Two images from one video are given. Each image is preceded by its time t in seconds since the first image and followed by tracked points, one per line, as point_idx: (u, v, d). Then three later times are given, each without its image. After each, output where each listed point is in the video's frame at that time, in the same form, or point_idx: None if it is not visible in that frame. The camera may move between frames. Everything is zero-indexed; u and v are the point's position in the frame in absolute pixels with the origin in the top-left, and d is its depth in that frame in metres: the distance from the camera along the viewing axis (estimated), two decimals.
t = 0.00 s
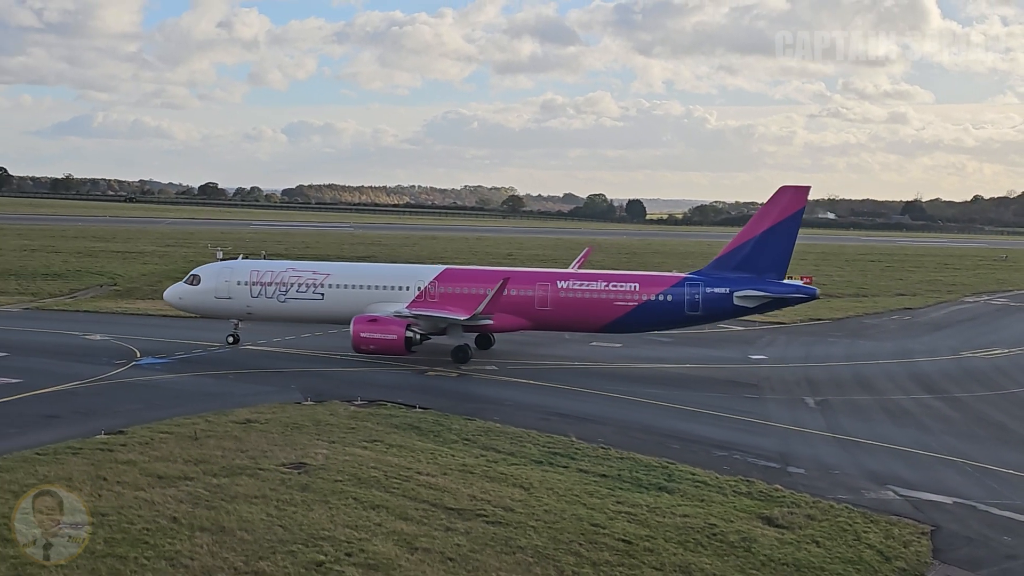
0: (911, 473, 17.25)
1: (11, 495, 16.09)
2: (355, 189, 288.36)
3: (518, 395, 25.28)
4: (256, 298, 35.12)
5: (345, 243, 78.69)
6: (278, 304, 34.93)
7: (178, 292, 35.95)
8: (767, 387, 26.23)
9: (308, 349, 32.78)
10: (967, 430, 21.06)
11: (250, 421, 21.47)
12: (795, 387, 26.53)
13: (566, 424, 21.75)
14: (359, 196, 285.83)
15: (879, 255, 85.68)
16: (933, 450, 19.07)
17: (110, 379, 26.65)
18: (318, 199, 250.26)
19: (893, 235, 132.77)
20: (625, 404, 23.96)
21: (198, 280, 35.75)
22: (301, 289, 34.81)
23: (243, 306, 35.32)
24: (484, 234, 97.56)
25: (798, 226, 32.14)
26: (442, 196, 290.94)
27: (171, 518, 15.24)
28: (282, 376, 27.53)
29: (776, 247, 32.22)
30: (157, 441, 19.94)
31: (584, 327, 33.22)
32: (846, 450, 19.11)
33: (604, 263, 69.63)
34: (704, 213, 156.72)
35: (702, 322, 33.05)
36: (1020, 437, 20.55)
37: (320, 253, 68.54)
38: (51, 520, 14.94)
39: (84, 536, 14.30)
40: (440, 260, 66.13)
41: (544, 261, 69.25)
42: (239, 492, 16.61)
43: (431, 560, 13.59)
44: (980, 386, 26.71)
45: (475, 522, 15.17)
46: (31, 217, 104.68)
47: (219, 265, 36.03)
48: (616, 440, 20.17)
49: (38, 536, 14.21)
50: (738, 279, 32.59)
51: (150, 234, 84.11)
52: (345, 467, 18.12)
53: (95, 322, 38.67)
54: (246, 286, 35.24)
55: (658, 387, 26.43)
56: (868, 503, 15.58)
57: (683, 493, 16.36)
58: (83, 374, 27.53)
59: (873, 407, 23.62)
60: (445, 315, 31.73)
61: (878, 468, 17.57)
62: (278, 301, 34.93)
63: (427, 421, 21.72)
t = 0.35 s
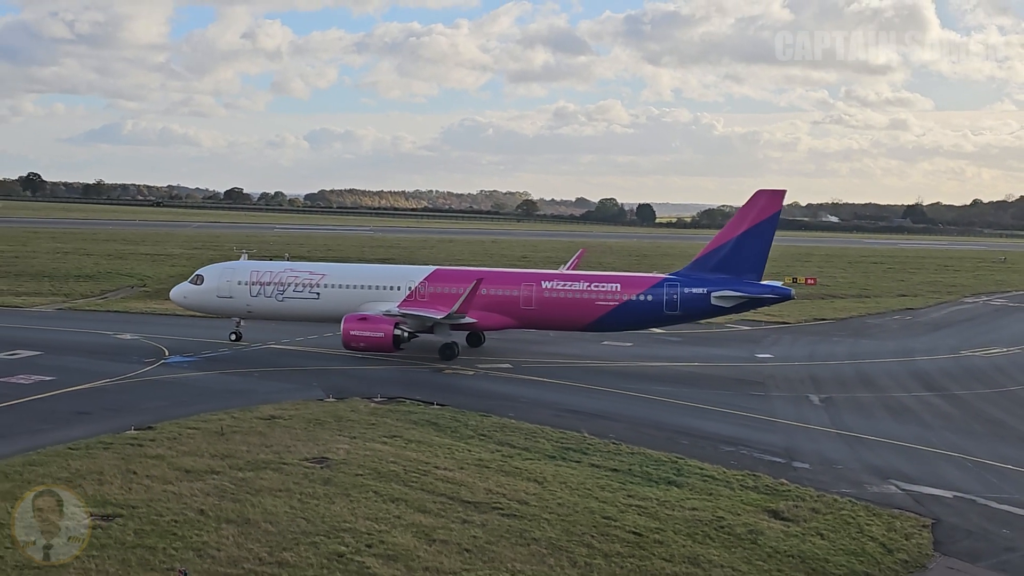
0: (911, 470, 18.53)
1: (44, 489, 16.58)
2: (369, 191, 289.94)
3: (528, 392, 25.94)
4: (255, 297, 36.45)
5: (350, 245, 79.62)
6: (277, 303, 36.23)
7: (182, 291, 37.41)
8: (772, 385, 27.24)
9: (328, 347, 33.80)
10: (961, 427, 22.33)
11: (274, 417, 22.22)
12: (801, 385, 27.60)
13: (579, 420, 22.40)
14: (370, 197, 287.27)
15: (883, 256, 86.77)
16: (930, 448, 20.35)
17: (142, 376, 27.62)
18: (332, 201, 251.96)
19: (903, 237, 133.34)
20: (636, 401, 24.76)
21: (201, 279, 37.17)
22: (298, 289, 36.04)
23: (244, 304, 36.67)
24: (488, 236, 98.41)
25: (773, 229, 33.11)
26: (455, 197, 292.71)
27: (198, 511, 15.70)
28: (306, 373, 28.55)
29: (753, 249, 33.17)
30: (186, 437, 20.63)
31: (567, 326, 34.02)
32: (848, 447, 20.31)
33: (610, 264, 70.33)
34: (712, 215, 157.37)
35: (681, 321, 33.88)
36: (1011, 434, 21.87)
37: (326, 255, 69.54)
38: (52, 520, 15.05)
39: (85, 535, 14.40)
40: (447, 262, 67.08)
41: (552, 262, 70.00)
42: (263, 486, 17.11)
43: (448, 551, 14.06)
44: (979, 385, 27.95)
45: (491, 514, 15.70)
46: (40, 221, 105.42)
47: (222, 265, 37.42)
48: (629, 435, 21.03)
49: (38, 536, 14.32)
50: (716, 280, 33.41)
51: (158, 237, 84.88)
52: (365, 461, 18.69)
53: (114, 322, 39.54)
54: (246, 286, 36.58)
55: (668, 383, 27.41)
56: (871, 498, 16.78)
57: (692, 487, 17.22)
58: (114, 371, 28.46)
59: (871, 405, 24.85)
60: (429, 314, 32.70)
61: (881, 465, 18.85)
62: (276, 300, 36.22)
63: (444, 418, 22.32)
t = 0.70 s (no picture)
0: (918, 465, 18.84)
1: (71, 481, 16.88)
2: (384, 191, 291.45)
3: (543, 387, 26.47)
4: (254, 294, 37.52)
5: (364, 245, 80.33)
6: (274, 299, 37.24)
7: (185, 289, 38.62)
8: (782, 382, 27.55)
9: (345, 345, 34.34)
10: (969, 423, 22.58)
11: (294, 412, 22.72)
12: (811, 381, 27.87)
13: (593, 416, 22.80)
14: (386, 197, 288.78)
15: (896, 256, 86.66)
16: (938, 443, 20.63)
17: (166, 372, 28.20)
18: (347, 201, 253.37)
19: (918, 237, 132.88)
20: (649, 396, 25.17)
21: (202, 277, 38.35)
22: (294, 286, 37.06)
23: (243, 301, 37.76)
24: (500, 236, 98.94)
25: (755, 228, 33.51)
26: (470, 197, 293.65)
27: (221, 503, 15.96)
28: (325, 369, 29.07)
29: (735, 247, 33.55)
30: (208, 431, 21.06)
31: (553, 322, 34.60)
32: (856, 443, 20.61)
33: (624, 264, 70.62)
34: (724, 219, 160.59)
35: (665, 318, 34.31)
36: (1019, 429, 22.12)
37: (340, 255, 70.22)
38: (52, 518, 14.89)
39: (85, 535, 14.23)
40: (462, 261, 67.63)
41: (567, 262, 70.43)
42: (284, 479, 17.41)
43: (465, 543, 14.41)
44: (989, 381, 28.16)
45: (507, 508, 16.05)
46: (59, 221, 106.63)
47: (223, 263, 38.57)
48: (641, 431, 21.43)
49: (38, 535, 14.15)
50: (698, 278, 33.81)
51: (175, 237, 85.79)
52: (384, 456, 19.05)
53: (135, 319, 40.24)
54: (245, 283, 37.67)
55: (680, 379, 27.76)
56: (880, 493, 17.12)
57: (704, 481, 17.61)
58: (138, 367, 29.04)
59: (881, 401, 25.10)
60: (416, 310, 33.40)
61: (890, 460, 19.26)
62: (274, 297, 37.25)
63: (461, 413, 22.74)
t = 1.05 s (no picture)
0: (936, 463, 18.85)
1: (96, 476, 17.19)
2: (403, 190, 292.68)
3: (562, 384, 26.64)
4: (253, 290, 38.25)
5: (384, 243, 80.88)
6: (272, 296, 37.95)
7: (187, 285, 39.43)
8: (800, 379, 27.53)
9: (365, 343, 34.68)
10: (988, 422, 22.49)
11: (315, 409, 23.04)
12: (829, 379, 27.82)
13: (611, 413, 22.95)
14: (405, 196, 289.85)
15: (917, 255, 85.98)
16: (956, 441, 20.59)
17: (189, 369, 28.61)
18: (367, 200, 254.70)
19: (938, 237, 131.71)
20: (666, 394, 25.27)
21: (203, 274, 39.14)
22: (292, 283, 37.77)
23: (243, 297, 38.49)
24: (518, 234, 99.22)
25: (744, 226, 33.76)
26: (488, 196, 294.16)
27: (243, 499, 16.21)
28: (345, 366, 29.38)
29: (724, 245, 33.80)
30: (231, 427, 21.36)
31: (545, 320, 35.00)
32: (874, 441, 20.61)
33: (643, 263, 70.67)
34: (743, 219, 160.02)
35: (654, 315, 34.62)
36: None
37: (359, 252, 70.65)
38: (53, 519, 14.90)
39: (85, 536, 14.23)
40: (481, 259, 67.96)
41: (587, 260, 70.62)
42: (306, 475, 17.64)
43: (485, 540, 14.61)
44: (1009, 380, 27.96)
45: (526, 505, 16.25)
46: (84, 220, 108.05)
47: (224, 261, 39.34)
48: (659, 428, 21.56)
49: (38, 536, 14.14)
50: (687, 275, 34.10)
51: (196, 235, 86.71)
52: (405, 452, 19.27)
53: (159, 317, 40.86)
54: (245, 280, 38.39)
55: (698, 377, 27.82)
56: (897, 491, 17.17)
57: (722, 479, 17.74)
58: (163, 364, 29.47)
59: (899, 399, 25.03)
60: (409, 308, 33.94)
61: (908, 458, 19.26)
62: (272, 293, 37.95)
63: (480, 410, 22.97)
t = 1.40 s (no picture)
0: (966, 464, 18.55)
1: (117, 475, 17.35)
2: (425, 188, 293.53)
3: (585, 384, 26.53)
4: (251, 287, 38.76)
5: (407, 241, 81.22)
6: (270, 293, 38.46)
7: (187, 282, 39.99)
8: (826, 379, 27.22)
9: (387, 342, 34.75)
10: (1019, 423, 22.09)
11: (338, 409, 23.12)
12: (856, 379, 27.48)
13: (635, 413, 22.82)
14: (428, 194, 290.66)
15: (946, 252, 84.88)
16: (986, 443, 20.25)
17: (212, 368, 28.84)
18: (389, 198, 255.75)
19: (967, 234, 129.88)
20: (690, 394, 25.07)
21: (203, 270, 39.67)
22: (290, 280, 38.23)
23: (242, 294, 39.02)
24: (541, 232, 99.23)
25: (740, 223, 34.06)
26: (510, 193, 294.19)
27: (264, 499, 16.29)
28: (368, 366, 29.45)
29: (720, 242, 34.14)
30: (252, 426, 21.47)
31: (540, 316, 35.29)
32: (902, 442, 20.32)
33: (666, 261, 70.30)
34: (767, 217, 159.05)
35: (650, 312, 34.88)
36: None
37: (382, 250, 70.95)
38: (53, 519, 14.99)
39: (85, 536, 14.32)
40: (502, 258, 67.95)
41: (609, 258, 70.37)
42: (327, 475, 17.70)
43: (507, 541, 14.57)
44: None
45: (549, 506, 16.20)
46: (111, 218, 109.62)
47: (223, 257, 39.82)
48: (683, 429, 21.40)
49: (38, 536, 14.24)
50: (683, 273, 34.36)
51: (222, 233, 87.60)
52: (427, 453, 19.27)
53: (183, 315, 41.20)
54: (243, 277, 38.89)
55: (722, 377, 27.59)
56: (927, 492, 16.92)
57: (747, 480, 17.60)
58: (186, 363, 29.71)
59: (927, 400, 24.66)
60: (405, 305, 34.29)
61: (937, 459, 18.96)
62: (270, 290, 38.45)
63: (503, 410, 22.95)
